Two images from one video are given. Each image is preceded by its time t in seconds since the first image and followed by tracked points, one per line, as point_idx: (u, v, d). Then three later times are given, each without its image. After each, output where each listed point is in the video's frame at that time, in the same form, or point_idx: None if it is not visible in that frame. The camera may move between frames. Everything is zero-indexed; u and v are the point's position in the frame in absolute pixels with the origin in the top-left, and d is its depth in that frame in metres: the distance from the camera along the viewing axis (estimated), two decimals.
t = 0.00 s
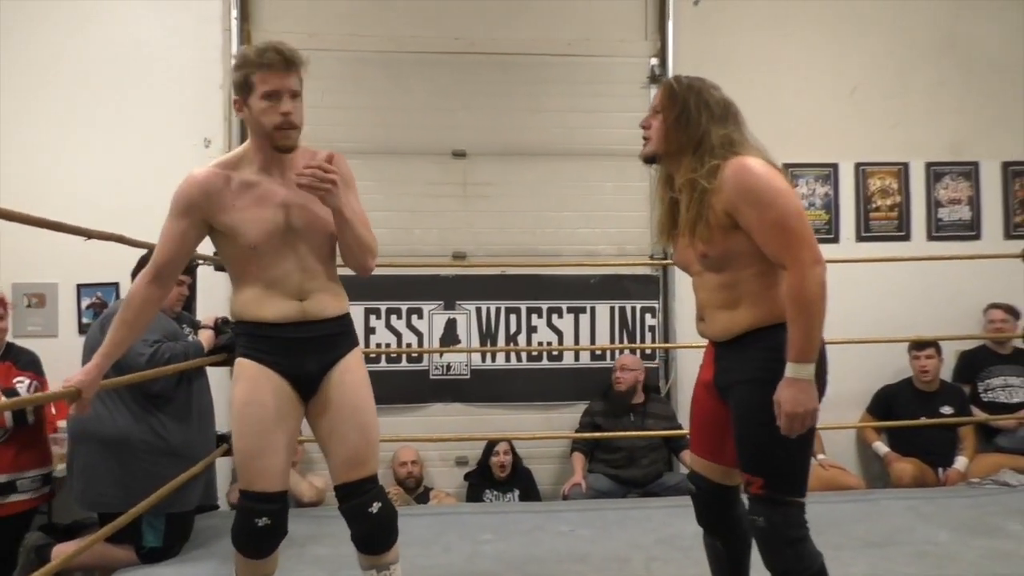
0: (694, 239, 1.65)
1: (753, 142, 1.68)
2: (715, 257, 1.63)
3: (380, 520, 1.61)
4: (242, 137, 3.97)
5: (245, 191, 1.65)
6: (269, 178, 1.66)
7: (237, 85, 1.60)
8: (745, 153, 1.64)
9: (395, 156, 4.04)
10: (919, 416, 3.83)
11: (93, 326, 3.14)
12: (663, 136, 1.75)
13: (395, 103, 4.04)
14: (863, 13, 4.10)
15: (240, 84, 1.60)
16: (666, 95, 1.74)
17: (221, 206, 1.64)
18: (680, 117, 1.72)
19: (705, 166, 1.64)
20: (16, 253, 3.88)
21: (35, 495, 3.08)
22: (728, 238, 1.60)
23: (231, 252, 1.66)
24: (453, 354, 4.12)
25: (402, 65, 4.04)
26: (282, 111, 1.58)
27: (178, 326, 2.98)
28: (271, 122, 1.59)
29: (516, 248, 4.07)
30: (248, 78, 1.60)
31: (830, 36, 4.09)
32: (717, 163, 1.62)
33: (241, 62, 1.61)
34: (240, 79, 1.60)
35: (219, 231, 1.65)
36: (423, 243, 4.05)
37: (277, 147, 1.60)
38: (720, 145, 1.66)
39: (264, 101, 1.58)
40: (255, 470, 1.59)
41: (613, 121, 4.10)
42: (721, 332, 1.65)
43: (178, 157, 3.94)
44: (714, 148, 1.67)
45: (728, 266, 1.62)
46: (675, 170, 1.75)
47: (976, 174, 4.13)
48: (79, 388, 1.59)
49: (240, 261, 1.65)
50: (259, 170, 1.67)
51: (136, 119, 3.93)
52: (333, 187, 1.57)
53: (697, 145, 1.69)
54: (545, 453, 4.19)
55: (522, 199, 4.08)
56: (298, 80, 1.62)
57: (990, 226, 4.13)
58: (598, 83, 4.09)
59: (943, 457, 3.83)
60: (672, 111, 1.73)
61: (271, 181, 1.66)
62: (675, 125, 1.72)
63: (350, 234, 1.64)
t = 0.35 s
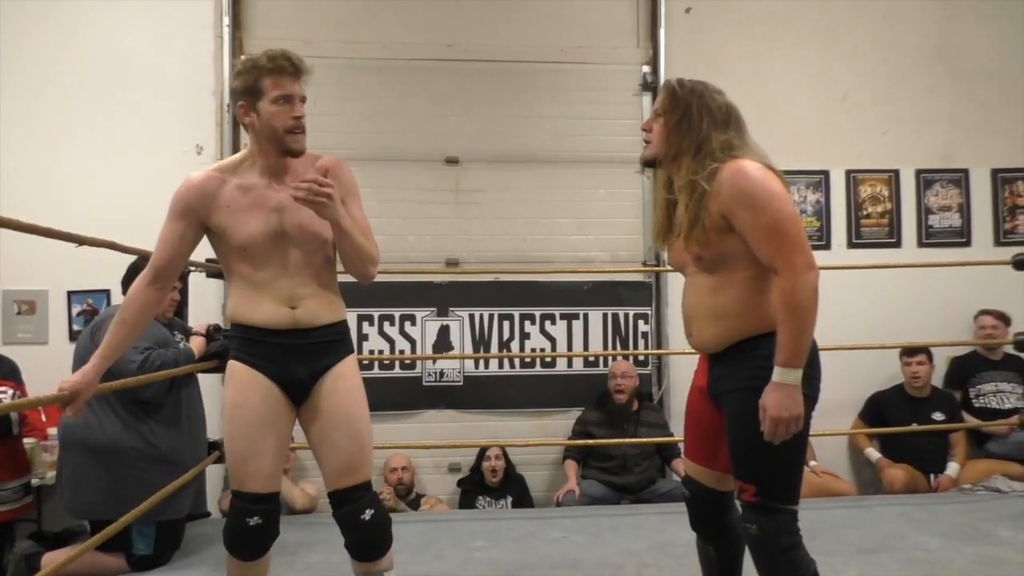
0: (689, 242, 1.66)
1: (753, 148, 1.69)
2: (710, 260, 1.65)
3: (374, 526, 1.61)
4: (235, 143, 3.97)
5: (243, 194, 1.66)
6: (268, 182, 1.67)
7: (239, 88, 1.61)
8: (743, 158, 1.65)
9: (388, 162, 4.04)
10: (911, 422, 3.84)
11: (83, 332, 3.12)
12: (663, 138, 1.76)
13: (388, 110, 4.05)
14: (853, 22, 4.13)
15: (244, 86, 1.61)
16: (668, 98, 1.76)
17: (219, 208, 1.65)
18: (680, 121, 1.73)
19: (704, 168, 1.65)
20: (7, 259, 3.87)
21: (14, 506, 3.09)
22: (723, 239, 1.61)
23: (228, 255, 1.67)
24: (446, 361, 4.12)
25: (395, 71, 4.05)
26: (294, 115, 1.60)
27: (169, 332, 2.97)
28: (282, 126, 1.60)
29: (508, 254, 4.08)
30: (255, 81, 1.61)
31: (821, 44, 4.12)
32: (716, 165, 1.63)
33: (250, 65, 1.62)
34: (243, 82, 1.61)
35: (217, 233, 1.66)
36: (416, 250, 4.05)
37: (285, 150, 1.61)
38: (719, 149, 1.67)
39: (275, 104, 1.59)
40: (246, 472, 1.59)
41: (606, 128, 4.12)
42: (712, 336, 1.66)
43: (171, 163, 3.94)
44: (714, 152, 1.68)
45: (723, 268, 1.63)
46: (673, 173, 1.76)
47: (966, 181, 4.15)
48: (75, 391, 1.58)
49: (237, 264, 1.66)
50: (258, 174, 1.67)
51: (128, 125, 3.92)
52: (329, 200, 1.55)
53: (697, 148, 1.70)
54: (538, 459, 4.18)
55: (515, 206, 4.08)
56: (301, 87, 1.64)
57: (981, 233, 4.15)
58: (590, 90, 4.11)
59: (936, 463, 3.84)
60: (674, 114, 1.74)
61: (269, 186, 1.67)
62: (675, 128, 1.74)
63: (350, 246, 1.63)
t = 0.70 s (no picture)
0: (694, 242, 1.59)
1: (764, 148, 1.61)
2: (716, 262, 1.57)
3: (373, 531, 1.53)
4: (231, 141, 3.90)
5: (252, 184, 1.58)
6: (275, 174, 1.60)
7: (256, 80, 1.56)
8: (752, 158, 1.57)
9: (386, 160, 3.97)
10: (920, 424, 3.77)
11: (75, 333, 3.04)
12: (670, 136, 1.68)
13: (386, 107, 3.97)
14: (861, 16, 4.06)
15: (263, 81, 1.55)
16: (675, 95, 1.68)
17: (228, 196, 1.58)
18: (687, 118, 1.65)
19: (709, 168, 1.57)
20: None
21: None
22: (728, 241, 1.53)
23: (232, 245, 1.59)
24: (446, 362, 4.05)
25: (394, 67, 3.97)
26: (315, 109, 1.57)
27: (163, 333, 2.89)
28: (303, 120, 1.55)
29: (509, 253, 4.00)
30: (274, 75, 1.56)
31: (828, 39, 4.04)
32: (721, 166, 1.56)
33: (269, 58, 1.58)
34: (258, 75, 1.56)
35: (224, 221, 1.58)
36: (416, 249, 3.98)
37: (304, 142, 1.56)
38: (726, 148, 1.59)
39: (295, 98, 1.55)
40: (243, 473, 1.51)
41: (608, 125, 4.04)
42: (717, 340, 1.59)
43: (165, 161, 3.87)
44: (720, 152, 1.60)
45: (729, 272, 1.56)
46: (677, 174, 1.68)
47: (976, 178, 4.07)
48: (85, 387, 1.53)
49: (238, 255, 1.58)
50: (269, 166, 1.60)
51: (121, 122, 3.85)
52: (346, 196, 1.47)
53: (702, 147, 1.62)
54: (539, 462, 4.11)
55: (516, 204, 4.01)
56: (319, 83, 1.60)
57: (991, 231, 4.07)
58: (594, 86, 4.03)
59: (945, 466, 3.76)
60: (680, 112, 1.66)
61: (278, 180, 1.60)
62: (681, 126, 1.66)
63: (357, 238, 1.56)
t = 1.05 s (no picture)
0: (691, 243, 1.47)
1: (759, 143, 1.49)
2: (716, 265, 1.46)
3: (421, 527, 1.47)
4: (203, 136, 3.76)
5: (237, 212, 1.57)
6: (259, 200, 1.58)
7: (221, 103, 1.54)
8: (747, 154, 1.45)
9: (366, 156, 3.84)
10: (914, 429, 3.68)
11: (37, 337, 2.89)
12: (660, 134, 1.56)
13: (366, 101, 3.84)
14: (853, 11, 3.97)
15: (227, 103, 1.54)
16: (665, 91, 1.56)
17: (208, 223, 1.55)
18: (679, 114, 1.53)
19: (702, 167, 1.46)
20: None
21: None
22: (726, 242, 1.42)
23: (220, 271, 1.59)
24: (427, 365, 3.92)
25: (374, 60, 3.85)
26: (285, 125, 1.55)
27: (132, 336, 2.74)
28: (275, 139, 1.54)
29: (493, 252, 3.88)
30: (239, 95, 1.54)
31: (819, 34, 3.96)
32: (715, 164, 1.44)
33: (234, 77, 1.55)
34: (223, 96, 1.54)
35: (215, 249, 1.57)
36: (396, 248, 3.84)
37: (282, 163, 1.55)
38: (719, 145, 1.48)
39: (265, 116, 1.53)
40: (236, 486, 1.49)
41: (595, 121, 3.93)
42: (717, 345, 1.47)
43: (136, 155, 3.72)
44: (713, 149, 1.48)
45: (731, 275, 1.45)
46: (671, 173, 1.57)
47: (971, 176, 4.00)
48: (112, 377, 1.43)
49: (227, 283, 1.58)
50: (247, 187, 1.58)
51: (89, 116, 3.70)
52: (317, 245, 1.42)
53: (695, 145, 1.51)
54: (523, 469, 3.99)
55: (500, 201, 3.89)
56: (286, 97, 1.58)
57: (986, 231, 4.00)
58: (581, 80, 3.92)
59: (939, 471, 3.67)
60: (671, 109, 1.55)
61: (259, 202, 1.58)
62: (672, 123, 1.54)
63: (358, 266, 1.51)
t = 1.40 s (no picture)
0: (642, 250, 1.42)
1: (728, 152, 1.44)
2: (665, 271, 1.41)
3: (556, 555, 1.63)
4: (150, 128, 3.57)
5: (354, 237, 1.53)
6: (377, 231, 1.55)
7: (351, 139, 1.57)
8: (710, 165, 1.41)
9: (323, 151, 3.68)
10: (883, 434, 3.61)
11: None
12: (620, 139, 1.50)
13: (323, 93, 3.68)
14: (825, 8, 3.90)
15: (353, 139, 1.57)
16: (627, 100, 1.50)
17: (335, 243, 1.52)
18: (641, 122, 1.47)
19: (664, 172, 1.40)
20: None
21: None
22: (678, 254, 1.38)
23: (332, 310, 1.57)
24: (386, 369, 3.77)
25: (331, 51, 3.69)
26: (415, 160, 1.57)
27: (72, 339, 2.57)
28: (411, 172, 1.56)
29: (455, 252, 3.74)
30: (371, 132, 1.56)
31: (790, 30, 3.88)
32: (680, 174, 1.38)
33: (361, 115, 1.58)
34: (355, 134, 1.57)
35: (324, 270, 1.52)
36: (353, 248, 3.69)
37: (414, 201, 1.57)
38: (684, 154, 1.42)
39: (398, 151, 1.56)
40: (296, 544, 1.43)
41: (561, 118, 3.81)
42: (659, 359, 1.42)
43: (77, 147, 3.51)
44: (676, 157, 1.43)
45: (678, 281, 1.40)
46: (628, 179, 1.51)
47: (942, 177, 3.95)
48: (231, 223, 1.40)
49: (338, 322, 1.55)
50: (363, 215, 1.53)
51: (26, 104, 3.49)
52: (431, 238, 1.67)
53: (657, 151, 1.45)
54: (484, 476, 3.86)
55: (462, 199, 3.75)
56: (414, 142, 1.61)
57: (955, 234, 3.95)
58: (546, 75, 3.80)
59: (908, 477, 3.63)
60: (631, 116, 1.49)
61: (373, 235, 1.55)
62: (634, 131, 1.48)
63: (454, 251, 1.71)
